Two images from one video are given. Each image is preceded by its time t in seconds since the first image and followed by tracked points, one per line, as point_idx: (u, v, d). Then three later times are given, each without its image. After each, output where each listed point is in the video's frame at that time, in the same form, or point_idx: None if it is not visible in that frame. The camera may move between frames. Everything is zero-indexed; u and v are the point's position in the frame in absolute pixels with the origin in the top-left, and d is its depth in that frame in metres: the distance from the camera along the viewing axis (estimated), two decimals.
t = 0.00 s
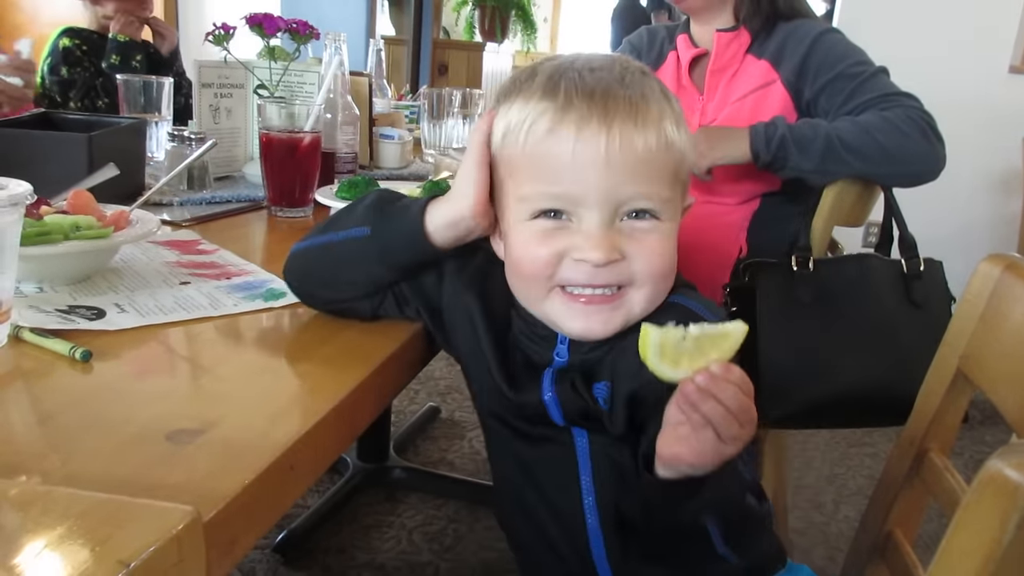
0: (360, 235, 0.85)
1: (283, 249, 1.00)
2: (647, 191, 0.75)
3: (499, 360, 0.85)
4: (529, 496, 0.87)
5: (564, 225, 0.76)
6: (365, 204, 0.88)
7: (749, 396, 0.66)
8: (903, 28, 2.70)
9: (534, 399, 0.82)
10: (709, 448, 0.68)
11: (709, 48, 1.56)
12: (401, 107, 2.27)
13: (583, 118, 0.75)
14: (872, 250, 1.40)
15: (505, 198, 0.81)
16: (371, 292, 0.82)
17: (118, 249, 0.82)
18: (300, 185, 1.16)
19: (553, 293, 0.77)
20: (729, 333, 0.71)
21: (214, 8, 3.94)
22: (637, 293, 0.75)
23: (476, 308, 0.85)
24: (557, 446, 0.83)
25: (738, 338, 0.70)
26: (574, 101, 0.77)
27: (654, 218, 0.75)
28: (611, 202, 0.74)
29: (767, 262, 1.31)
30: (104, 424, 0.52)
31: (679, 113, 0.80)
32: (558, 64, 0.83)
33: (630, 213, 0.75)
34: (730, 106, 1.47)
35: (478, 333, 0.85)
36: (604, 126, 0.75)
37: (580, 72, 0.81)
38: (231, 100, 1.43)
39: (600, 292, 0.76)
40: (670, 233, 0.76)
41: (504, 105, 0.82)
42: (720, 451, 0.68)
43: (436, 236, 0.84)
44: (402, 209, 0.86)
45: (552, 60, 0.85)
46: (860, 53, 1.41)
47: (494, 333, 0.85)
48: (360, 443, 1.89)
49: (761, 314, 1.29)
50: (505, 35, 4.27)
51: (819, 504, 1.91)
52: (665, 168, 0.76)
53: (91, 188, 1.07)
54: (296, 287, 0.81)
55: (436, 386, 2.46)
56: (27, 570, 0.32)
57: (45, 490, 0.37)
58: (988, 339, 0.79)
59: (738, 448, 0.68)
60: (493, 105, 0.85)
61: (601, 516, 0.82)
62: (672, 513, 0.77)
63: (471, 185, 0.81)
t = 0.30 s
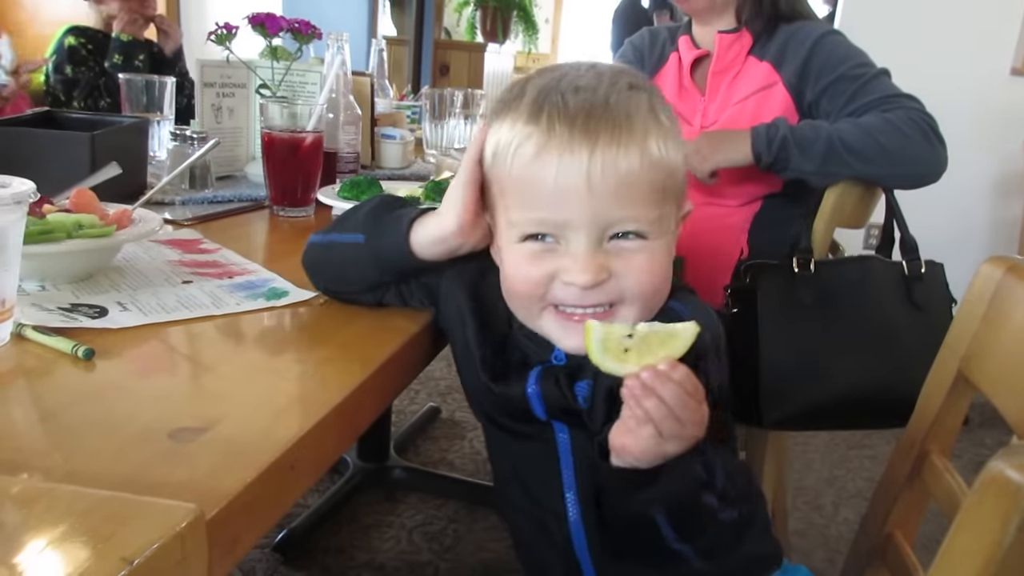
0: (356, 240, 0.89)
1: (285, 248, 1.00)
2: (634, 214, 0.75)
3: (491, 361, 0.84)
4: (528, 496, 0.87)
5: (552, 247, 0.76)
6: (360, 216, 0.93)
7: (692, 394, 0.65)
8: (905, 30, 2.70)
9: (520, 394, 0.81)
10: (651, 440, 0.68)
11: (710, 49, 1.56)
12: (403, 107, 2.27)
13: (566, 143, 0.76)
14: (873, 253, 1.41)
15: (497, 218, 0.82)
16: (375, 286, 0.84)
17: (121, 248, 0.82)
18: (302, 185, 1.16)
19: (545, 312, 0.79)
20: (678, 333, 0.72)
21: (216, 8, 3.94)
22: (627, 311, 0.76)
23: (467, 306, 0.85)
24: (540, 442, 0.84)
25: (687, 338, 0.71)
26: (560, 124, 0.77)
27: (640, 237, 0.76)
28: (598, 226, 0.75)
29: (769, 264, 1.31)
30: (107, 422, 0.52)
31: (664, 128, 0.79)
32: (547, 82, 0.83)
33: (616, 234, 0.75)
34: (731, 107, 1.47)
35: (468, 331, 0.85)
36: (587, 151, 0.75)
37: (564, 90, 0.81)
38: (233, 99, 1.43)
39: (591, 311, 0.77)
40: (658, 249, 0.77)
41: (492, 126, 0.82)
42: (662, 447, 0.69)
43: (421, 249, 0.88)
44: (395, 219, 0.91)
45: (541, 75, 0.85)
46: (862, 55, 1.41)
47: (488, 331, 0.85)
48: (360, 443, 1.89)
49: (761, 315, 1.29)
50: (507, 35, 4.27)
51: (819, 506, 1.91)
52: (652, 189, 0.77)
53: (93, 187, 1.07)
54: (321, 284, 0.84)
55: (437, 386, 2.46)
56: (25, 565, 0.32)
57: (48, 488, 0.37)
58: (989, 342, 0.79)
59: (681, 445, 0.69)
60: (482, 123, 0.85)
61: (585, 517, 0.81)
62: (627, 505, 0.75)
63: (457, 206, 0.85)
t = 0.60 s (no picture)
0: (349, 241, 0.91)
1: (290, 246, 1.00)
2: (585, 228, 0.73)
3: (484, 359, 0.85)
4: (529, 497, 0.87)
5: (511, 266, 0.75)
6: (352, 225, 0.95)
7: (614, 409, 0.67)
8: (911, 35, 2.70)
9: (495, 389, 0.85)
10: (575, 454, 0.69)
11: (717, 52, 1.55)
12: (409, 106, 2.27)
13: (514, 161, 0.74)
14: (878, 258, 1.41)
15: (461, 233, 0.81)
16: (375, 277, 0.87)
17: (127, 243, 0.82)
18: (308, 182, 1.16)
19: (518, 326, 0.78)
20: (599, 348, 0.71)
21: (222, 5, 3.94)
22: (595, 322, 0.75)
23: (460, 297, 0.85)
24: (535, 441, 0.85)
25: (608, 352, 0.70)
26: (506, 143, 0.75)
27: (599, 250, 0.73)
28: (550, 244, 0.73)
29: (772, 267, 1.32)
30: (113, 418, 0.52)
31: (616, 135, 0.75)
32: (499, 93, 0.80)
33: (573, 250, 0.73)
34: (737, 110, 1.47)
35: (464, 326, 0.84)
36: (533, 168, 0.73)
37: (517, 102, 0.78)
38: (239, 96, 1.43)
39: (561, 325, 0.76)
40: (621, 259, 0.74)
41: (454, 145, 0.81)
42: (590, 458, 0.69)
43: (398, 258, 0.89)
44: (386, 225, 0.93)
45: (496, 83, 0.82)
46: (868, 59, 1.41)
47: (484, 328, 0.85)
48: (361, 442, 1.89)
49: (763, 318, 1.29)
50: (511, 36, 4.27)
51: (820, 510, 1.91)
52: (606, 199, 0.73)
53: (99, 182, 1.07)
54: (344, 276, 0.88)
55: (438, 386, 2.46)
56: (26, 561, 0.32)
57: (55, 483, 0.37)
58: (997, 348, 0.79)
59: (609, 457, 0.69)
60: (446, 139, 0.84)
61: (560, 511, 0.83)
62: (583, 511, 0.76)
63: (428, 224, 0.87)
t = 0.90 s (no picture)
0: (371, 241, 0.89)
1: (297, 245, 1.00)
2: (608, 231, 0.72)
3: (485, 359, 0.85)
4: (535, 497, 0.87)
5: (529, 260, 0.75)
6: (371, 223, 0.94)
7: (610, 405, 0.66)
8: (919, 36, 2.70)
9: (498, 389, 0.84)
10: (574, 451, 0.69)
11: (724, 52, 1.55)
12: (415, 106, 2.27)
13: (543, 157, 0.74)
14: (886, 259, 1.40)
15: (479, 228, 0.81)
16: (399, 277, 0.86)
17: (135, 242, 0.82)
18: (315, 182, 1.16)
19: (527, 321, 0.78)
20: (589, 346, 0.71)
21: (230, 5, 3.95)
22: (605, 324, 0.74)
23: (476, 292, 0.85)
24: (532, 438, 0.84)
25: (598, 352, 0.70)
26: (538, 137, 0.75)
27: (617, 254, 0.73)
28: (571, 242, 0.73)
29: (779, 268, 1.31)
30: (121, 416, 0.52)
31: (646, 144, 0.75)
32: (536, 89, 0.80)
33: (592, 250, 0.73)
34: (745, 111, 1.47)
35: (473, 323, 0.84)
36: (561, 165, 0.73)
37: (550, 101, 0.78)
38: (247, 95, 1.43)
39: (569, 323, 0.75)
40: (637, 266, 0.74)
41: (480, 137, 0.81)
42: (588, 456, 0.69)
43: (423, 256, 0.88)
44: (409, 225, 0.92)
45: (534, 80, 0.82)
46: (877, 60, 1.40)
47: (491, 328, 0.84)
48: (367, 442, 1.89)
49: (771, 319, 1.28)
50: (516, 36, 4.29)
51: (825, 512, 1.90)
52: (630, 205, 0.73)
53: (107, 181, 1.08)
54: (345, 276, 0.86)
55: (443, 386, 2.46)
56: (34, 559, 0.31)
57: (64, 480, 0.37)
58: (1008, 350, 0.79)
59: (606, 454, 0.69)
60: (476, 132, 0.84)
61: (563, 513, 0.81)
62: (578, 507, 0.76)
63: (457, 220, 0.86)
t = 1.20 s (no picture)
0: (419, 243, 0.87)
1: (297, 247, 1.00)
2: (687, 212, 0.74)
3: (525, 352, 0.83)
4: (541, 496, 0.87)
5: (600, 236, 0.75)
6: (419, 216, 0.90)
7: (701, 380, 0.68)
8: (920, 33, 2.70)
9: (543, 380, 0.81)
10: (662, 426, 0.72)
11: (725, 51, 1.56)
12: (416, 106, 2.27)
13: (631, 135, 0.75)
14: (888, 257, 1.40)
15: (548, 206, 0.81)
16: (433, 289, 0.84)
17: (136, 245, 0.82)
18: (316, 184, 1.16)
19: (585, 301, 0.78)
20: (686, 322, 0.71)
21: (229, 7, 3.95)
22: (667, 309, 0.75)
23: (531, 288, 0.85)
24: (535, 438, 0.84)
25: (693, 327, 0.70)
26: (624, 115, 0.76)
27: (690, 237, 0.75)
28: (650, 219, 0.74)
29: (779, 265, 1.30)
30: (123, 418, 0.52)
31: (725, 133, 0.77)
32: (614, 73, 0.81)
33: (666, 231, 0.75)
34: (745, 109, 1.48)
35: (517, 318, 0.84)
36: (648, 143, 0.74)
37: (633, 82, 0.79)
38: (247, 98, 1.44)
39: (630, 304, 0.75)
40: (708, 253, 0.76)
41: (551, 112, 0.81)
42: (674, 433, 0.72)
43: (493, 237, 0.86)
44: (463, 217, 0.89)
45: (609, 66, 0.83)
46: (878, 57, 1.40)
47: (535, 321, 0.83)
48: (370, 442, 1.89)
49: (773, 317, 1.28)
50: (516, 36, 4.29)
51: (829, 510, 1.90)
52: (708, 190, 0.75)
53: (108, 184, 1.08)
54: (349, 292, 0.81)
55: (445, 386, 2.46)
56: (36, 561, 0.31)
57: (65, 483, 0.37)
58: (1011, 346, 0.79)
59: (693, 431, 0.71)
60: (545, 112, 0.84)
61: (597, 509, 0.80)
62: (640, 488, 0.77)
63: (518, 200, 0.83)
